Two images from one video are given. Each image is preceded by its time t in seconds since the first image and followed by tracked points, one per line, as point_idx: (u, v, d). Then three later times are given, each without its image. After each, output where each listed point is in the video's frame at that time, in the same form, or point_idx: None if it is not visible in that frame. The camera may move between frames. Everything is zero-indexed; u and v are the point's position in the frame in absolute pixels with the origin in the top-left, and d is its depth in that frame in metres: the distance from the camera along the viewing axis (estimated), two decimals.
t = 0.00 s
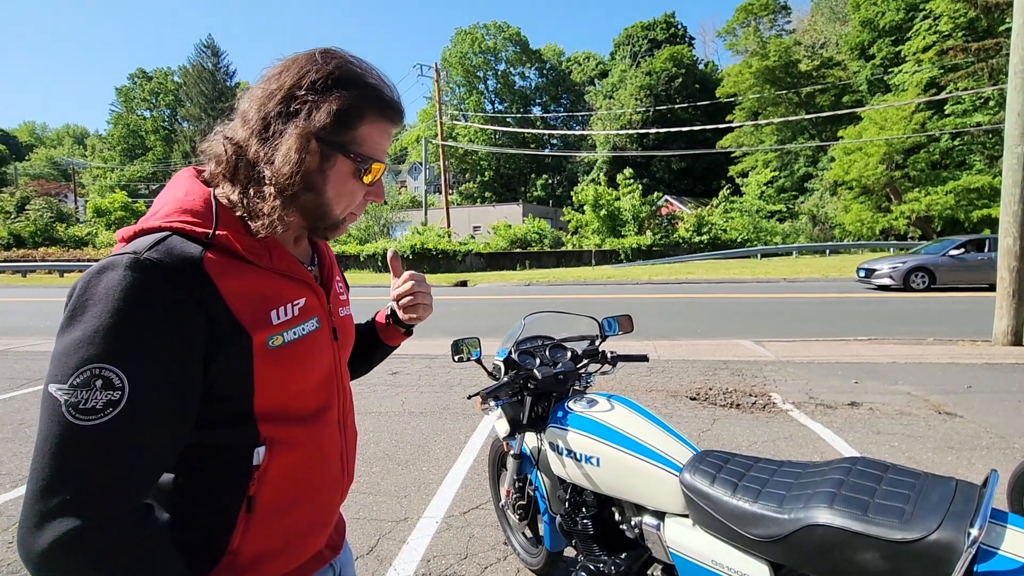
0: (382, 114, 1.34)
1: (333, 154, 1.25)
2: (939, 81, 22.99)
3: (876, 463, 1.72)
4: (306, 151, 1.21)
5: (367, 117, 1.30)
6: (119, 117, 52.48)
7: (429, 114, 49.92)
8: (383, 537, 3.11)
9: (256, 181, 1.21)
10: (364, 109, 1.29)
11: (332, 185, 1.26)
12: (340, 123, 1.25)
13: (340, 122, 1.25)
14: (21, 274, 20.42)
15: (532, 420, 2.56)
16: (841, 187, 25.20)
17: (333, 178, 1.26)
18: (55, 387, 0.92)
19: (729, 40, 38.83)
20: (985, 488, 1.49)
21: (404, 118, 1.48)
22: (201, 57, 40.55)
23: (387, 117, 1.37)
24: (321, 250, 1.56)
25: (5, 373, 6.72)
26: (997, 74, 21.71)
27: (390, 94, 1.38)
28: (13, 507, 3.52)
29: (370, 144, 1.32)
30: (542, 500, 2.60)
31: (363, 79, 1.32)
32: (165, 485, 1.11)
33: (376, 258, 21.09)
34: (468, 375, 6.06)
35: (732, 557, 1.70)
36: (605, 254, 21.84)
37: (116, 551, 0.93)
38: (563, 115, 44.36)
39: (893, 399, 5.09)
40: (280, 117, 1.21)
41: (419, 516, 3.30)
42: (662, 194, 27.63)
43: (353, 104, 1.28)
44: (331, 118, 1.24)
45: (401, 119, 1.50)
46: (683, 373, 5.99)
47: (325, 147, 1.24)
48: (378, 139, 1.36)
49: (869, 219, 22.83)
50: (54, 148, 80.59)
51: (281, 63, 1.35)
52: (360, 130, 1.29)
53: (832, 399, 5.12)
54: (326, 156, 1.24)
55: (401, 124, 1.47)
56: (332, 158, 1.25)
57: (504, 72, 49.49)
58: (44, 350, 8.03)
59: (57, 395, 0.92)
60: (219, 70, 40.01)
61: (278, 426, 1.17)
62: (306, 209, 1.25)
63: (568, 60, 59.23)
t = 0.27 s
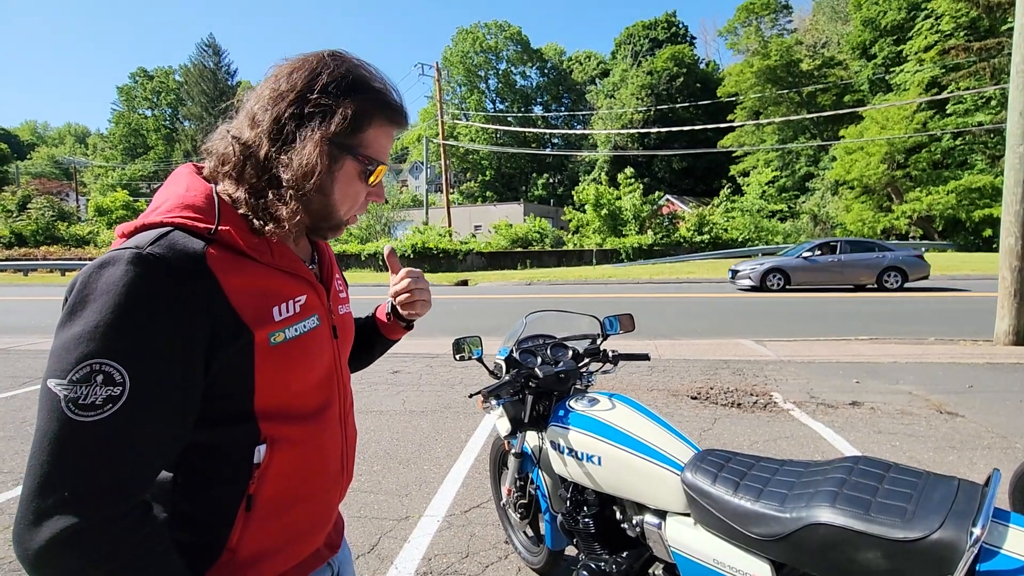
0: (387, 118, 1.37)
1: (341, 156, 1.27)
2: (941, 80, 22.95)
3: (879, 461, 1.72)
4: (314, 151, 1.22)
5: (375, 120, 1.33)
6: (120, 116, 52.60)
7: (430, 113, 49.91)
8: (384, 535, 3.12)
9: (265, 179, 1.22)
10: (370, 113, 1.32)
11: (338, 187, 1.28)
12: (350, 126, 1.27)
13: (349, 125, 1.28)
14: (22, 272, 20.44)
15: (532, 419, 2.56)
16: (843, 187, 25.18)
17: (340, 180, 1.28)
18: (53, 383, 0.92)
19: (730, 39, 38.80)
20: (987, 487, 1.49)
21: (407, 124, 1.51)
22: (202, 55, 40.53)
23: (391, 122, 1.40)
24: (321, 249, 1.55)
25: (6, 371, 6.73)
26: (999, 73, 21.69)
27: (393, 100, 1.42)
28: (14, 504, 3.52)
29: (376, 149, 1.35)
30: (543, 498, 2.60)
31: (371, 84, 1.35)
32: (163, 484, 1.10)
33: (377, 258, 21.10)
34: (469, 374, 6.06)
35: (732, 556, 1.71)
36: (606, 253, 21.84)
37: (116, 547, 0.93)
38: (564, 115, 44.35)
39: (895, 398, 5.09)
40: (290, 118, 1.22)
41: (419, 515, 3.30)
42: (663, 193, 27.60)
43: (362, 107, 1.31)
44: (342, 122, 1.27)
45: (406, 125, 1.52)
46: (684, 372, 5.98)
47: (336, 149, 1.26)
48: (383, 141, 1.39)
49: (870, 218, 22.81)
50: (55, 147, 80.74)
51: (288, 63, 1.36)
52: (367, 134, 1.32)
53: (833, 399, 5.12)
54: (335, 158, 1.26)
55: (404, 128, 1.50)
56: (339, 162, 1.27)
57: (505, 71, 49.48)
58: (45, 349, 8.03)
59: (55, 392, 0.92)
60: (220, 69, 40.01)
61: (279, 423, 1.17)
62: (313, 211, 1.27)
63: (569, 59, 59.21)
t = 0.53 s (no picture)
0: (397, 125, 1.39)
1: (353, 163, 1.28)
2: (943, 80, 22.92)
3: (881, 461, 1.72)
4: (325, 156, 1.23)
5: (386, 127, 1.35)
6: (122, 115, 52.64)
7: (431, 112, 49.90)
8: (386, 534, 3.12)
9: (274, 184, 1.22)
10: (381, 120, 1.33)
11: (348, 194, 1.29)
12: (361, 133, 1.28)
13: (362, 131, 1.29)
14: (24, 271, 20.47)
15: (535, 418, 2.57)
16: (844, 186, 25.15)
17: (351, 185, 1.29)
18: (62, 386, 0.92)
19: (732, 38, 38.75)
20: (989, 487, 1.49)
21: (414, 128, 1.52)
22: (204, 55, 40.54)
23: (400, 129, 1.41)
24: (322, 249, 1.55)
25: (8, 370, 6.74)
26: (1001, 72, 21.66)
27: (402, 107, 1.43)
28: (16, 503, 3.52)
29: (385, 154, 1.37)
30: (544, 497, 2.60)
31: (383, 91, 1.36)
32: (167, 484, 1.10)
33: (378, 257, 21.12)
34: (470, 373, 6.06)
35: (735, 556, 1.70)
36: (607, 253, 21.83)
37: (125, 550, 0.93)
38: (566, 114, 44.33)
39: (896, 398, 5.09)
40: (303, 122, 1.22)
41: (421, 514, 3.30)
42: (665, 192, 27.57)
43: (375, 114, 1.32)
44: (354, 129, 1.27)
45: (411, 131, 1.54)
46: (685, 372, 5.98)
47: (347, 156, 1.27)
48: (391, 146, 1.40)
49: (872, 218, 22.80)
50: (57, 145, 80.80)
51: (299, 67, 1.36)
52: (377, 140, 1.33)
53: (834, 398, 5.12)
54: (347, 164, 1.27)
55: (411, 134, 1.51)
56: (351, 169, 1.28)
57: (507, 70, 49.43)
58: (46, 348, 8.04)
59: (65, 393, 0.92)
60: (221, 68, 40.02)
61: (283, 424, 1.18)
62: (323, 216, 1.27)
63: (570, 58, 59.13)
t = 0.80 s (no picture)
0: (415, 132, 1.39)
1: (372, 167, 1.28)
2: (946, 78, 22.88)
3: (883, 461, 1.72)
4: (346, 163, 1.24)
5: (404, 134, 1.35)
6: (123, 114, 52.64)
7: (432, 111, 49.86)
8: (388, 532, 3.12)
9: (292, 185, 1.21)
10: (400, 126, 1.33)
11: (365, 198, 1.29)
12: (381, 139, 1.28)
13: (383, 136, 1.29)
14: (26, 269, 20.50)
15: (536, 417, 2.57)
16: (845, 184, 25.09)
17: (368, 189, 1.29)
18: (86, 378, 0.93)
19: (733, 36, 38.67)
20: (993, 486, 1.48)
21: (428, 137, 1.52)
22: (205, 53, 40.53)
23: (417, 135, 1.41)
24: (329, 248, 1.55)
25: (10, 369, 6.75)
26: (1004, 70, 21.60)
27: (418, 115, 1.43)
28: (18, 501, 3.52)
29: (401, 160, 1.37)
30: (546, 496, 2.59)
31: (402, 99, 1.36)
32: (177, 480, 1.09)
33: (379, 256, 21.12)
34: (471, 372, 6.06)
35: (736, 555, 1.70)
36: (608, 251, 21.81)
37: (141, 544, 0.94)
38: (567, 112, 44.27)
39: (898, 397, 5.08)
40: (326, 125, 1.22)
41: (422, 512, 3.30)
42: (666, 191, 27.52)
43: (395, 121, 1.32)
44: (374, 134, 1.27)
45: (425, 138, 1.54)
46: (687, 370, 5.98)
47: (366, 159, 1.26)
48: (406, 153, 1.40)
49: (874, 216, 22.76)
50: (58, 144, 80.87)
51: (321, 72, 1.36)
52: (395, 145, 1.32)
53: (836, 397, 5.11)
54: (366, 168, 1.26)
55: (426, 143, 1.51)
56: (370, 173, 1.28)
57: (508, 69, 49.38)
58: (48, 346, 8.05)
59: (88, 385, 0.93)
60: (223, 67, 40.00)
61: (292, 421, 1.18)
62: (339, 219, 1.26)
63: (571, 56, 59.04)
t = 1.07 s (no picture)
0: (421, 137, 1.40)
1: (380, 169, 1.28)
2: (948, 76, 22.84)
3: (885, 459, 1.71)
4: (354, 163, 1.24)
5: (411, 138, 1.35)
6: (124, 113, 52.64)
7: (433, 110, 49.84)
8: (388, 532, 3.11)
9: (303, 183, 1.20)
10: (408, 129, 1.33)
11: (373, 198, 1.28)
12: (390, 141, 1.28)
13: (392, 138, 1.30)
14: (27, 268, 20.52)
15: (537, 416, 2.57)
16: (847, 183, 25.04)
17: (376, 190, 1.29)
18: (118, 372, 0.93)
19: (734, 35, 38.60)
20: (995, 485, 1.48)
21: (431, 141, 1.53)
22: (206, 53, 40.52)
23: (424, 141, 1.42)
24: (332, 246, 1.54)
25: (11, 368, 6.76)
26: (1006, 68, 21.54)
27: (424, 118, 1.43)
28: (19, 500, 3.53)
29: (407, 162, 1.37)
30: (547, 495, 2.59)
31: (409, 103, 1.37)
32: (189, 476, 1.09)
33: (380, 255, 21.12)
34: (472, 371, 6.06)
35: (738, 554, 1.69)
36: (609, 250, 21.79)
37: (167, 536, 0.94)
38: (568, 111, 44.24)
39: (899, 395, 5.07)
40: (337, 126, 1.22)
41: (423, 511, 3.30)
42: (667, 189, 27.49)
43: (404, 124, 1.32)
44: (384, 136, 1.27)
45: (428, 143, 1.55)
46: (688, 369, 5.97)
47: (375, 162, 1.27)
48: (413, 157, 1.40)
49: (875, 215, 22.74)
50: (59, 143, 80.93)
51: (329, 75, 1.36)
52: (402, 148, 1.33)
53: (837, 396, 5.10)
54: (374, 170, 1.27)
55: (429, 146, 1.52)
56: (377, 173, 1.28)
57: (509, 68, 49.35)
58: (50, 345, 8.06)
59: (121, 378, 0.93)
60: (224, 66, 39.96)
61: (303, 416, 1.17)
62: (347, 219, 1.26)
63: (572, 55, 58.99)
